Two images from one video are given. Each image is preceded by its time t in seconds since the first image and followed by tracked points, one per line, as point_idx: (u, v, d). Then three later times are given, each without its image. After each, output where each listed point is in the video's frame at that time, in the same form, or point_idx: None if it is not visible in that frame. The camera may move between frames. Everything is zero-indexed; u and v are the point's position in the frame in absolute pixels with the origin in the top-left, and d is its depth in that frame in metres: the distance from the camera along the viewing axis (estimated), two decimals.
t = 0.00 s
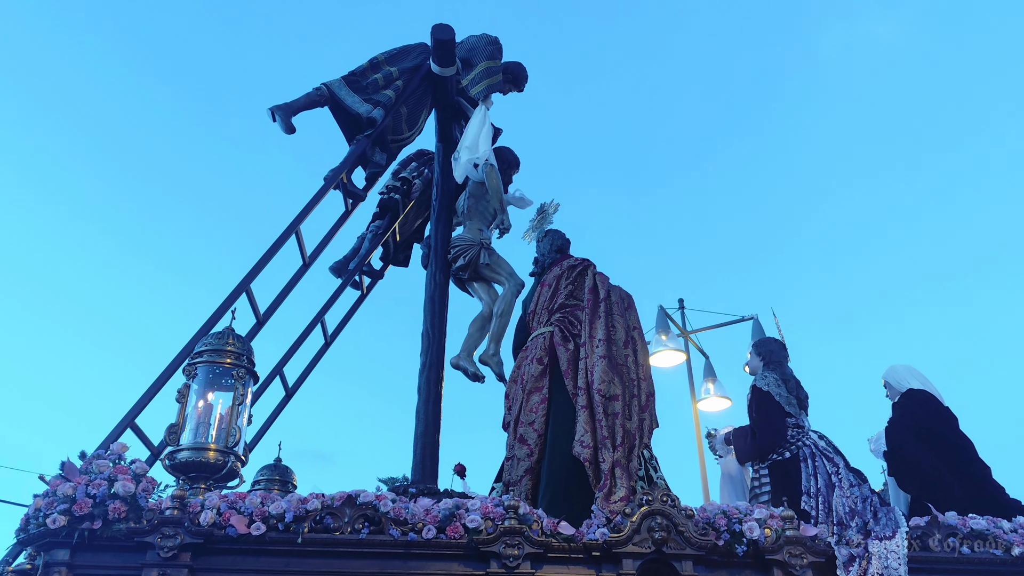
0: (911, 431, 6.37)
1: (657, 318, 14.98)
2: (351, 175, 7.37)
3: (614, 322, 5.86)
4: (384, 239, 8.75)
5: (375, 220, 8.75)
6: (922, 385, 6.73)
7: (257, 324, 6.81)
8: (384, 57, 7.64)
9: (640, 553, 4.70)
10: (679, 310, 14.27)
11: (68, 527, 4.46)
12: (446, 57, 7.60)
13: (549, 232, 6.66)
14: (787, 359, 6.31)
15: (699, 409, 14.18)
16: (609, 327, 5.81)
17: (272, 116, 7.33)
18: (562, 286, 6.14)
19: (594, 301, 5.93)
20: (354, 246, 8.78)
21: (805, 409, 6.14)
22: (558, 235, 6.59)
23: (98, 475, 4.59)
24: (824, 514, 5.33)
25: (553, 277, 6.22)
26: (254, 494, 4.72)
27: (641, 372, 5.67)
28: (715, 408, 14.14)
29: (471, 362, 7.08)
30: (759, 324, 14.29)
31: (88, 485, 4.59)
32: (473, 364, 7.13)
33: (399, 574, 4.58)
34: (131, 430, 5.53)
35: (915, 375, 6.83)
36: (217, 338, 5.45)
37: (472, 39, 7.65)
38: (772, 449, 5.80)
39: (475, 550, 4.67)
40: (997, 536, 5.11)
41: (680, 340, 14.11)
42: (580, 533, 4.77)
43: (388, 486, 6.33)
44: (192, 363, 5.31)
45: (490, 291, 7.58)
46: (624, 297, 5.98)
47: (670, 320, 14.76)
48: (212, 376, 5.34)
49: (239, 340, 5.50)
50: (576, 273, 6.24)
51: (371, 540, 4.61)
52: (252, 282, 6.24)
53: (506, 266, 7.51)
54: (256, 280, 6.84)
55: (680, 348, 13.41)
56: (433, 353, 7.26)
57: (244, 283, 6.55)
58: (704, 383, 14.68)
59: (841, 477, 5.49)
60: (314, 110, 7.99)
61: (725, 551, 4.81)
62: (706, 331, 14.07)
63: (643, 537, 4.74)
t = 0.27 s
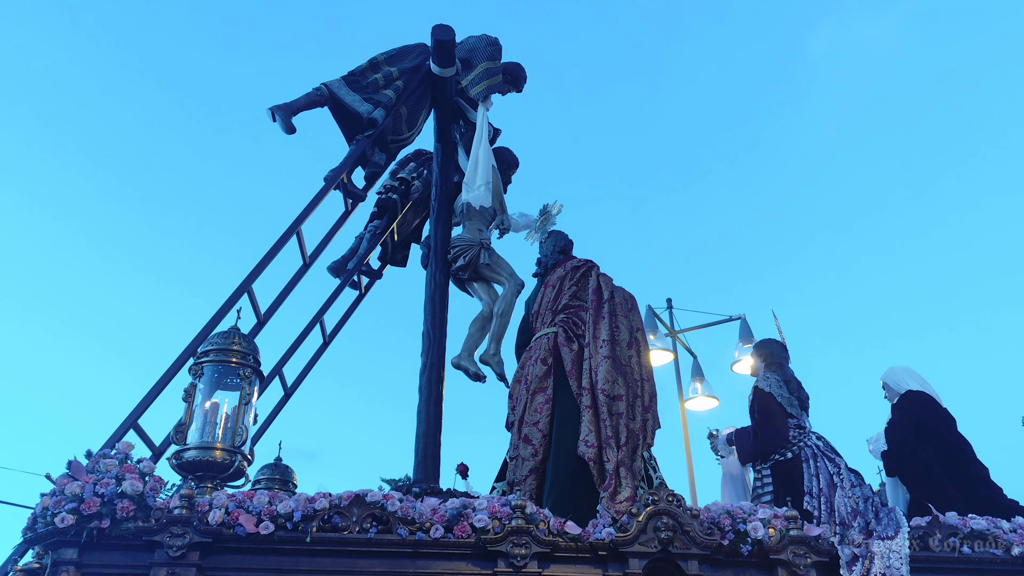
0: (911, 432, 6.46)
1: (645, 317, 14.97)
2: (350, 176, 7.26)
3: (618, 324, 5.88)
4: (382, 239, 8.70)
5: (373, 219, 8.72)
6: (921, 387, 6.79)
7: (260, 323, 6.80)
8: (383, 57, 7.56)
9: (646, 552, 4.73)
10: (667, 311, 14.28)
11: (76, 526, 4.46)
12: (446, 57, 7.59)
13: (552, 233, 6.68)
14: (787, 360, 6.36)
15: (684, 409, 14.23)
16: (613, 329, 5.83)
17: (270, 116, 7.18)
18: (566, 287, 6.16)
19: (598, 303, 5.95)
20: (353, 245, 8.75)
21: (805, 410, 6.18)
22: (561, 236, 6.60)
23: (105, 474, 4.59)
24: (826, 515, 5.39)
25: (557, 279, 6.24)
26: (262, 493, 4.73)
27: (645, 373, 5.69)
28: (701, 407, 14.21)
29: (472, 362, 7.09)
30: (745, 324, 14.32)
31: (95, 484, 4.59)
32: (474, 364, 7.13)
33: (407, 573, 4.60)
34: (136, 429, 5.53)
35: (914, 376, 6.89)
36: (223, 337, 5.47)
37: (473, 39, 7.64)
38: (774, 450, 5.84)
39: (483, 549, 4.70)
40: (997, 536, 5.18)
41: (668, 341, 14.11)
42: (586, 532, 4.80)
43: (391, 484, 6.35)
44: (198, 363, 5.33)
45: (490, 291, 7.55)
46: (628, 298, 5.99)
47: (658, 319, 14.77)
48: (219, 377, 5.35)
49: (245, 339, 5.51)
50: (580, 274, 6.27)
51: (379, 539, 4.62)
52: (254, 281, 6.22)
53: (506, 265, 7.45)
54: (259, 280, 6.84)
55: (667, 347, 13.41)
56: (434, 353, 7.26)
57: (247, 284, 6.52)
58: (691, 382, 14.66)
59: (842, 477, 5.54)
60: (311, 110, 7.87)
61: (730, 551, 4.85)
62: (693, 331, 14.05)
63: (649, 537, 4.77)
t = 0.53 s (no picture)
0: (914, 434, 6.48)
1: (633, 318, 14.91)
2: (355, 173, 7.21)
3: (625, 322, 5.86)
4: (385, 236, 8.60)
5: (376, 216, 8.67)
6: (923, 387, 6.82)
7: (264, 320, 6.75)
8: (388, 53, 7.51)
9: (656, 552, 4.73)
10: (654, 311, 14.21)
11: (84, 524, 4.42)
12: (451, 55, 7.57)
13: (557, 232, 6.67)
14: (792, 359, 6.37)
15: (672, 409, 14.17)
16: (620, 327, 5.81)
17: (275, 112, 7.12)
18: (573, 286, 6.15)
19: (605, 301, 5.93)
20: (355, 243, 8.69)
21: (810, 409, 6.18)
22: (567, 235, 6.59)
23: (113, 472, 4.55)
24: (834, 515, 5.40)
25: (564, 277, 6.23)
26: (271, 492, 4.71)
27: (653, 372, 5.68)
28: (688, 408, 14.18)
29: (477, 360, 7.05)
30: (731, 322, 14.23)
31: (103, 482, 4.56)
32: (479, 362, 7.09)
33: (418, 572, 4.58)
34: (141, 428, 5.49)
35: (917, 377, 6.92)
36: (230, 334, 5.44)
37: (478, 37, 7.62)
38: (781, 449, 5.84)
39: (493, 549, 4.68)
40: (1002, 535, 5.24)
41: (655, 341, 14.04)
42: (595, 532, 4.79)
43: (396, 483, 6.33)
44: (205, 360, 5.31)
45: (493, 289, 7.52)
46: (635, 297, 5.98)
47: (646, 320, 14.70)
48: (225, 375, 5.32)
49: (251, 337, 5.49)
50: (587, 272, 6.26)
51: (389, 538, 4.61)
52: (260, 278, 6.18)
53: (511, 263, 7.44)
54: (262, 278, 6.82)
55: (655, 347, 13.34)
56: (439, 351, 7.22)
57: (251, 281, 6.49)
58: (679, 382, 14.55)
59: (850, 477, 5.54)
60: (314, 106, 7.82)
61: (739, 550, 4.84)
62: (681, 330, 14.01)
63: (659, 536, 4.77)
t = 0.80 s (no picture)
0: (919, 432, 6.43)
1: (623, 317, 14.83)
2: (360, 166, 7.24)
3: (634, 319, 5.85)
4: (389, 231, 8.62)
5: (380, 210, 8.63)
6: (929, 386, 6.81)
7: (269, 314, 6.72)
8: (396, 47, 7.52)
9: (666, 550, 4.71)
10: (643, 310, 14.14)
11: (92, 520, 4.38)
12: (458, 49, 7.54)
13: (564, 228, 6.63)
14: (799, 356, 6.36)
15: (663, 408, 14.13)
16: (628, 324, 5.80)
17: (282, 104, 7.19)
18: (580, 282, 6.13)
19: (613, 298, 5.91)
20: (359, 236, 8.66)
21: (817, 407, 6.19)
22: (574, 230, 6.56)
23: (121, 468, 4.52)
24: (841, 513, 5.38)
25: (571, 273, 6.21)
26: (280, 488, 4.67)
27: (662, 369, 5.67)
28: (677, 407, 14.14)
29: (483, 356, 7.09)
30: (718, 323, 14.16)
31: (111, 477, 4.53)
32: (484, 358, 7.14)
33: (427, 569, 4.56)
34: (147, 422, 5.45)
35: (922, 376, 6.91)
36: (237, 329, 5.40)
37: (486, 31, 7.60)
38: (789, 447, 5.85)
39: (503, 546, 4.66)
40: (1011, 534, 5.23)
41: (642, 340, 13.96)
42: (605, 529, 4.77)
43: (401, 479, 6.31)
44: (212, 355, 5.26)
45: (499, 285, 7.59)
46: (643, 293, 5.96)
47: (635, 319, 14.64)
48: (232, 369, 5.28)
49: (258, 331, 5.44)
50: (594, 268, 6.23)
51: (398, 535, 4.58)
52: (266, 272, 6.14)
53: (517, 260, 7.51)
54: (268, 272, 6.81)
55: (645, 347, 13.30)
56: (444, 347, 7.22)
57: (256, 275, 6.47)
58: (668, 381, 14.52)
59: (857, 475, 5.56)
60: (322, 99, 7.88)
61: (749, 548, 4.84)
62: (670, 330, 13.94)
63: (669, 534, 4.76)
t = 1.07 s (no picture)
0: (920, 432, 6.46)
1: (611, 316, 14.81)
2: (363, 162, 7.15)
3: (639, 319, 5.86)
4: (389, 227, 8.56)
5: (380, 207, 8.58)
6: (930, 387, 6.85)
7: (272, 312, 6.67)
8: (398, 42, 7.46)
9: (673, 550, 4.74)
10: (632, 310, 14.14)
11: (100, 519, 4.36)
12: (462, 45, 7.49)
13: (568, 227, 6.64)
14: (801, 357, 6.39)
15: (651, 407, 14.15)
16: (633, 324, 5.81)
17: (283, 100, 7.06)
18: (585, 282, 6.14)
19: (618, 297, 5.92)
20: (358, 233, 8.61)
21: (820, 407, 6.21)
22: (578, 230, 6.57)
23: (129, 467, 4.49)
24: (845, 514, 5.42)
25: (575, 273, 6.21)
26: (288, 487, 4.67)
27: (667, 368, 5.69)
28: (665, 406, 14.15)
29: (486, 355, 7.05)
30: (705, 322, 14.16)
31: (119, 476, 4.51)
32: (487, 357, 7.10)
33: (436, 568, 4.56)
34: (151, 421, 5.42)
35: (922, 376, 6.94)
36: (243, 326, 5.38)
37: (490, 28, 7.55)
38: (792, 447, 5.87)
39: (512, 546, 4.67)
40: (1012, 535, 5.28)
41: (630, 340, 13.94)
42: (613, 529, 4.79)
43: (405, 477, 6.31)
44: (218, 353, 5.25)
45: (501, 283, 7.57)
46: (648, 293, 5.97)
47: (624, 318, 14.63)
48: (238, 368, 5.25)
49: (264, 329, 5.43)
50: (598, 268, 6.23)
51: (407, 535, 4.59)
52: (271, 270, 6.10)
53: (519, 258, 7.48)
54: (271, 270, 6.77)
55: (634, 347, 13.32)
56: (446, 345, 7.18)
57: (260, 273, 6.42)
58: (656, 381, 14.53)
59: (860, 475, 5.59)
60: (320, 93, 7.75)
61: (756, 549, 4.87)
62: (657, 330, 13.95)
63: (676, 534, 4.78)
